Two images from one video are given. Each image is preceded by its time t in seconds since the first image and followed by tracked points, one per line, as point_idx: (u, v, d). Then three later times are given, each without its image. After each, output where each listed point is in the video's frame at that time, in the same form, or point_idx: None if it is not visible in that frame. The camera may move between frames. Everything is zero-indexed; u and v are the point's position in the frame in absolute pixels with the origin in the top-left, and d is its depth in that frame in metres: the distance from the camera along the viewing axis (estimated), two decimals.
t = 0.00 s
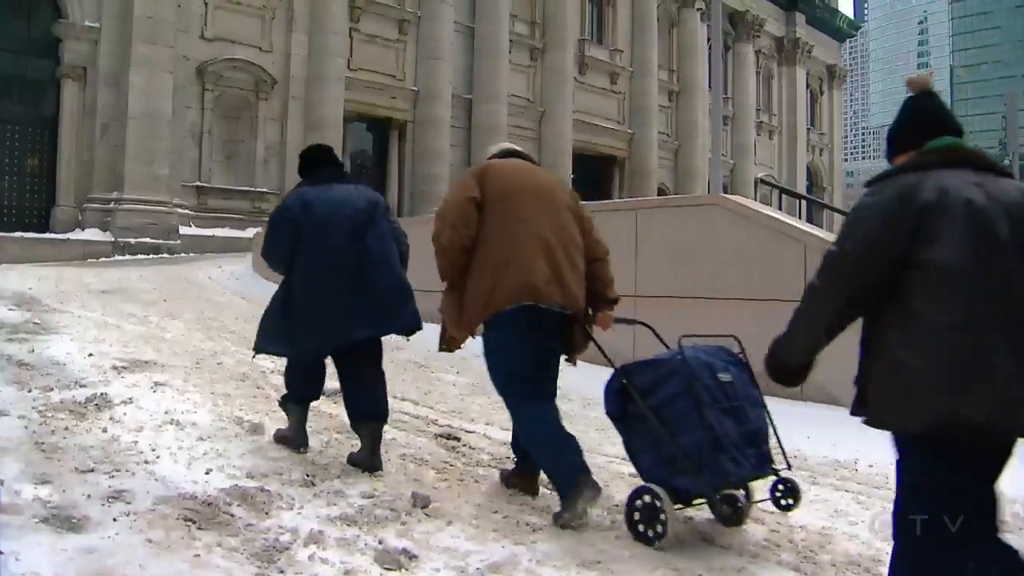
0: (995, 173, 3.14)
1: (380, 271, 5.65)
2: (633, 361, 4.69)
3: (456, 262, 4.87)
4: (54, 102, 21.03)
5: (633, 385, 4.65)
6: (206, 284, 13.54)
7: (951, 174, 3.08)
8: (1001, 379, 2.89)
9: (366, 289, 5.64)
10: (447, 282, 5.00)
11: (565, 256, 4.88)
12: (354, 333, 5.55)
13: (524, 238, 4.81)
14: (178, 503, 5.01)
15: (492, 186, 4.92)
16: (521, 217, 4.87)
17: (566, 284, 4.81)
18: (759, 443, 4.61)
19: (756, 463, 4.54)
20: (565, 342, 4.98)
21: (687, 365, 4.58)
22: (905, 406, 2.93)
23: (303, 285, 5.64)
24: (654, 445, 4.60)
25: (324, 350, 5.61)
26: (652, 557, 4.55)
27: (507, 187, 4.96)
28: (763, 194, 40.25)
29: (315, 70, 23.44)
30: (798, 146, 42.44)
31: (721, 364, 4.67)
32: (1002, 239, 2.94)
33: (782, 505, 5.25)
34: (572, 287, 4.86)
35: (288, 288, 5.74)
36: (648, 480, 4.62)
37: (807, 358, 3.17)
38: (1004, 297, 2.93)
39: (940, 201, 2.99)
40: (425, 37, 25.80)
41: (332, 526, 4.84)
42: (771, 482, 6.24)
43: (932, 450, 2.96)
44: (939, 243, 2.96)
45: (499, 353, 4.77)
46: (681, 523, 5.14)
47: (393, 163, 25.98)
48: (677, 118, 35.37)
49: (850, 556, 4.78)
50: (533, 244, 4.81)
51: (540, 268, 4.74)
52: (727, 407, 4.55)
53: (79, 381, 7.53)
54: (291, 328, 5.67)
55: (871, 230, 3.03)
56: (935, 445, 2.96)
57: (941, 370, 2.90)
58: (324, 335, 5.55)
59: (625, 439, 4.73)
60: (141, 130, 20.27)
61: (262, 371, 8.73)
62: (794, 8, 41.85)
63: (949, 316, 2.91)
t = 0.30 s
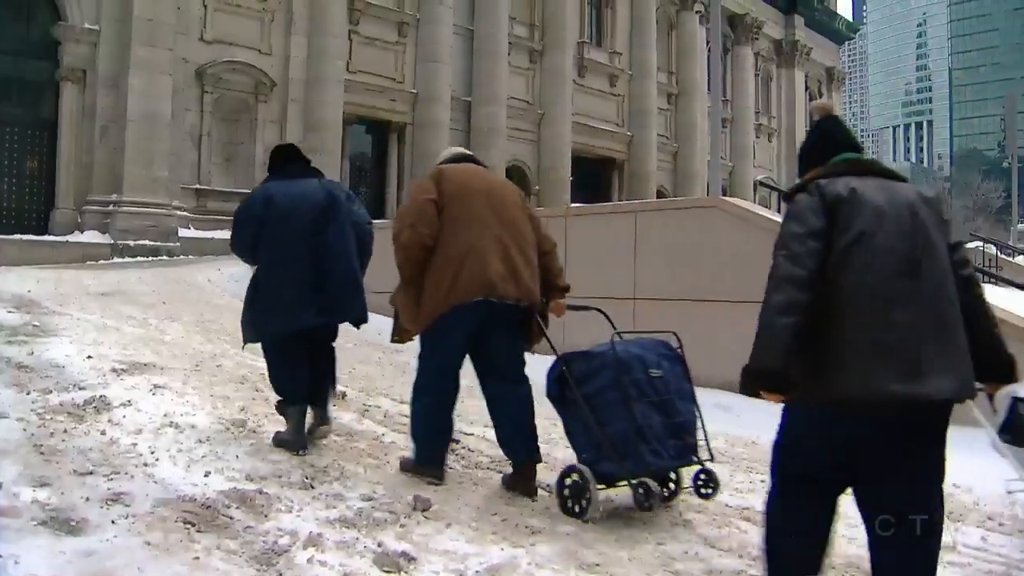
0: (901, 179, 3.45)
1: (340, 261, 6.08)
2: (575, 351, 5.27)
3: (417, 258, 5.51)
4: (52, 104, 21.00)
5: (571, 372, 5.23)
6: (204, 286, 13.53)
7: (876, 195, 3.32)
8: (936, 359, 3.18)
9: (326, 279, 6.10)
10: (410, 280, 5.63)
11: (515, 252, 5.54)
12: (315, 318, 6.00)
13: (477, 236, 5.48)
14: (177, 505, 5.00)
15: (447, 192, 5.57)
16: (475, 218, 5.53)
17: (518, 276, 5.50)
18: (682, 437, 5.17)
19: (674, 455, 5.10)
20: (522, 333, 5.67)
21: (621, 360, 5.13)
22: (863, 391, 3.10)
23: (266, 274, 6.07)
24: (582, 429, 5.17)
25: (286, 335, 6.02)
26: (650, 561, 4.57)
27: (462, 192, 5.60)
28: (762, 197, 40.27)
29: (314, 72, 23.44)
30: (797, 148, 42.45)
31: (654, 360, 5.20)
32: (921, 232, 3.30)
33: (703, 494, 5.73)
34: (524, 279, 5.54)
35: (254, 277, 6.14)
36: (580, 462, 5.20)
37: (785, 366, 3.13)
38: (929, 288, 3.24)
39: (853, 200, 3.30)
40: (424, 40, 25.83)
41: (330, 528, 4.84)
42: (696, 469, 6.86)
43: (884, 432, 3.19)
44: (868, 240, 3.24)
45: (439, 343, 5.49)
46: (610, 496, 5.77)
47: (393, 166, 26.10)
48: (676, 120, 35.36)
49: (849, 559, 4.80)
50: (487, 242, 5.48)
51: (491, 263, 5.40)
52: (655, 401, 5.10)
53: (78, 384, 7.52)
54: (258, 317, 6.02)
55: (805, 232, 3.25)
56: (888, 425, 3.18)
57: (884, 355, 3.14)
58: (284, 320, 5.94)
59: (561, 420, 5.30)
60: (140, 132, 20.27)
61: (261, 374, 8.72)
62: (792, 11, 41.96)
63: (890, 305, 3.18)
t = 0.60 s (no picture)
0: (800, 186, 3.88)
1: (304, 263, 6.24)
2: (518, 347, 5.76)
3: (365, 258, 5.78)
4: (54, 110, 21.08)
5: (516, 367, 5.72)
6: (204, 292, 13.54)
7: (781, 206, 3.75)
8: (837, 351, 3.61)
9: (288, 279, 6.17)
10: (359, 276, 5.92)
11: (459, 257, 5.83)
12: (274, 316, 6.08)
13: (423, 240, 5.75)
14: (177, 511, 5.00)
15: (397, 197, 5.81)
16: (424, 222, 5.80)
17: (461, 280, 5.77)
18: (622, 424, 5.70)
19: (616, 441, 5.61)
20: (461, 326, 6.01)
21: (560, 355, 5.62)
22: (770, 393, 3.56)
23: (236, 277, 6.27)
24: (528, 419, 5.67)
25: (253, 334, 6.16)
26: (651, 569, 4.58)
27: (414, 195, 5.86)
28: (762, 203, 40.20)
29: (315, 78, 23.47)
30: (797, 153, 42.45)
31: (592, 352, 5.73)
32: (820, 239, 3.72)
33: (641, 478, 6.23)
34: (466, 282, 5.84)
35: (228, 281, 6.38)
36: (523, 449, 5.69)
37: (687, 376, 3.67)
38: (829, 287, 3.67)
39: (758, 216, 3.72)
40: (424, 46, 25.85)
41: (331, 535, 4.84)
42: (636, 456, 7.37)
43: (796, 420, 3.68)
44: (767, 252, 3.68)
45: (397, 336, 5.70)
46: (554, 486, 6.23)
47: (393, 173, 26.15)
48: (676, 125, 35.36)
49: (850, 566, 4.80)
50: (433, 246, 5.75)
51: (434, 266, 5.68)
52: (595, 390, 5.64)
53: (79, 389, 7.53)
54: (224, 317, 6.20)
55: (710, 250, 3.68)
56: (801, 412, 3.66)
57: (788, 355, 3.58)
58: (250, 319, 6.11)
59: (509, 412, 5.79)
60: (141, 138, 20.28)
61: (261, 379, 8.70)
62: (792, 17, 42.00)
63: (791, 307, 3.62)
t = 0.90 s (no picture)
0: (738, 213, 4.16)
1: (292, 275, 6.53)
2: (479, 362, 6.07)
3: (335, 285, 5.92)
4: (58, 130, 20.95)
5: (477, 380, 6.04)
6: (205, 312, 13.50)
7: (715, 234, 3.97)
8: (765, 364, 3.82)
9: (278, 288, 6.45)
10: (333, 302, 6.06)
11: (423, 282, 5.86)
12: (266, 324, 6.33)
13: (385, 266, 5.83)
14: (178, 532, 4.99)
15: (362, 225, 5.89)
16: (389, 249, 5.90)
17: (423, 305, 5.79)
18: (577, 426, 6.07)
19: (573, 442, 5.97)
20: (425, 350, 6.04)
21: (516, 367, 5.95)
22: (702, 395, 3.79)
23: (224, 285, 6.46)
24: (490, 425, 6.01)
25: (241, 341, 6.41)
26: None
27: (381, 224, 5.97)
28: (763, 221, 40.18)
29: (316, 97, 23.58)
30: (799, 171, 42.43)
31: (548, 363, 6.10)
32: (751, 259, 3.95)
33: (602, 478, 6.61)
34: (429, 307, 5.84)
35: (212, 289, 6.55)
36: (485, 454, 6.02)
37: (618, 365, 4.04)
38: (758, 309, 3.87)
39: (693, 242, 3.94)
40: (425, 66, 25.98)
41: (333, 556, 4.82)
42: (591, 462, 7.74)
43: (729, 425, 3.91)
44: (705, 271, 3.88)
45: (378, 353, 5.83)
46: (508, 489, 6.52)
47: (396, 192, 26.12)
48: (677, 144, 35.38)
49: None
50: (396, 271, 5.83)
51: (394, 289, 5.74)
52: (551, 397, 6.00)
53: (80, 409, 7.53)
54: (210, 323, 6.44)
55: (647, 265, 3.98)
56: (735, 418, 3.91)
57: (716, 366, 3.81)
58: (240, 327, 6.34)
59: (471, 424, 6.12)
60: (144, 157, 20.38)
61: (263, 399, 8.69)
62: (792, 35, 42.18)
63: (723, 322, 3.83)
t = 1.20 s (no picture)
0: (687, 244, 4.51)
1: (265, 298, 7.00)
2: (443, 381, 6.48)
3: (320, 302, 6.42)
4: (61, 155, 21.00)
5: (441, 396, 6.45)
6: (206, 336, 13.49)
7: (666, 258, 4.32)
8: (697, 381, 4.10)
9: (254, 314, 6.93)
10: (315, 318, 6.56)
11: (402, 302, 6.40)
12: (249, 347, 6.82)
13: (368, 288, 6.33)
14: (177, 559, 4.98)
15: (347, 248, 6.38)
16: (371, 272, 6.41)
17: (402, 323, 6.34)
18: (530, 450, 6.41)
19: (521, 466, 6.34)
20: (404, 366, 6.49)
21: (474, 389, 6.36)
22: (646, 404, 4.07)
23: (204, 314, 6.90)
24: (450, 444, 6.39)
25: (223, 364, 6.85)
26: None
27: (363, 248, 6.50)
28: (764, 246, 40.17)
29: (318, 124, 23.68)
30: (800, 195, 42.37)
31: (507, 386, 6.46)
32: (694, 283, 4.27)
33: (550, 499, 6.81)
34: (407, 324, 6.40)
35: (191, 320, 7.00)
36: (446, 469, 6.40)
37: (568, 382, 4.33)
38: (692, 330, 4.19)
39: (645, 267, 4.29)
40: (426, 93, 26.12)
41: None
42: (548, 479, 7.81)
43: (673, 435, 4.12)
44: (653, 291, 4.24)
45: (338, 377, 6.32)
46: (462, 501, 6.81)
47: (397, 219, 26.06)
48: (678, 169, 35.36)
49: None
50: (378, 292, 6.34)
51: (378, 309, 6.28)
52: (506, 420, 6.38)
53: (81, 435, 7.51)
54: (193, 349, 6.88)
55: (597, 287, 4.31)
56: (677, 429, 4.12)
57: (652, 381, 4.11)
58: (227, 352, 6.78)
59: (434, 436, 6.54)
60: (147, 185, 20.52)
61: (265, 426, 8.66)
62: (791, 60, 42.30)
63: (660, 340, 4.16)
